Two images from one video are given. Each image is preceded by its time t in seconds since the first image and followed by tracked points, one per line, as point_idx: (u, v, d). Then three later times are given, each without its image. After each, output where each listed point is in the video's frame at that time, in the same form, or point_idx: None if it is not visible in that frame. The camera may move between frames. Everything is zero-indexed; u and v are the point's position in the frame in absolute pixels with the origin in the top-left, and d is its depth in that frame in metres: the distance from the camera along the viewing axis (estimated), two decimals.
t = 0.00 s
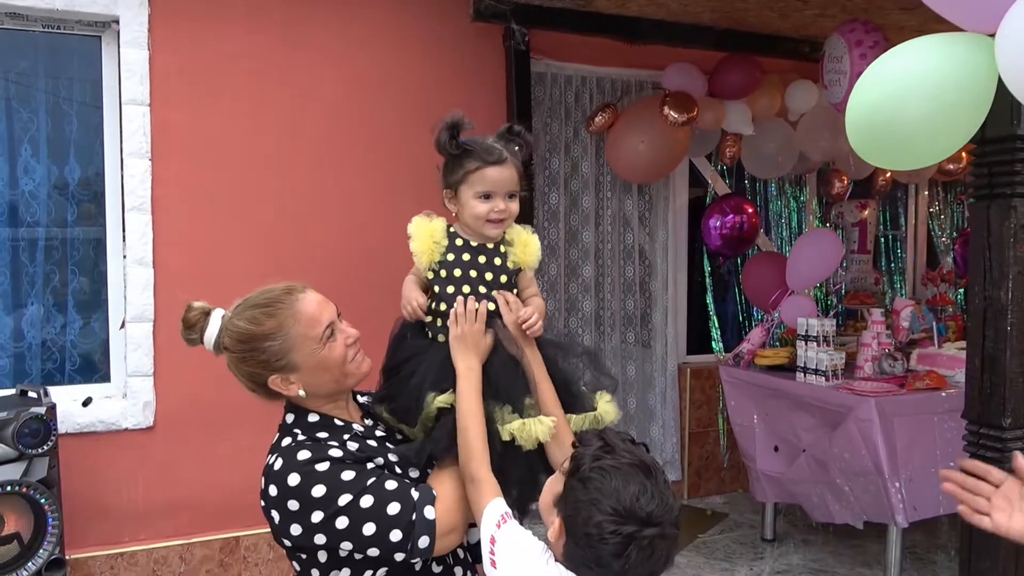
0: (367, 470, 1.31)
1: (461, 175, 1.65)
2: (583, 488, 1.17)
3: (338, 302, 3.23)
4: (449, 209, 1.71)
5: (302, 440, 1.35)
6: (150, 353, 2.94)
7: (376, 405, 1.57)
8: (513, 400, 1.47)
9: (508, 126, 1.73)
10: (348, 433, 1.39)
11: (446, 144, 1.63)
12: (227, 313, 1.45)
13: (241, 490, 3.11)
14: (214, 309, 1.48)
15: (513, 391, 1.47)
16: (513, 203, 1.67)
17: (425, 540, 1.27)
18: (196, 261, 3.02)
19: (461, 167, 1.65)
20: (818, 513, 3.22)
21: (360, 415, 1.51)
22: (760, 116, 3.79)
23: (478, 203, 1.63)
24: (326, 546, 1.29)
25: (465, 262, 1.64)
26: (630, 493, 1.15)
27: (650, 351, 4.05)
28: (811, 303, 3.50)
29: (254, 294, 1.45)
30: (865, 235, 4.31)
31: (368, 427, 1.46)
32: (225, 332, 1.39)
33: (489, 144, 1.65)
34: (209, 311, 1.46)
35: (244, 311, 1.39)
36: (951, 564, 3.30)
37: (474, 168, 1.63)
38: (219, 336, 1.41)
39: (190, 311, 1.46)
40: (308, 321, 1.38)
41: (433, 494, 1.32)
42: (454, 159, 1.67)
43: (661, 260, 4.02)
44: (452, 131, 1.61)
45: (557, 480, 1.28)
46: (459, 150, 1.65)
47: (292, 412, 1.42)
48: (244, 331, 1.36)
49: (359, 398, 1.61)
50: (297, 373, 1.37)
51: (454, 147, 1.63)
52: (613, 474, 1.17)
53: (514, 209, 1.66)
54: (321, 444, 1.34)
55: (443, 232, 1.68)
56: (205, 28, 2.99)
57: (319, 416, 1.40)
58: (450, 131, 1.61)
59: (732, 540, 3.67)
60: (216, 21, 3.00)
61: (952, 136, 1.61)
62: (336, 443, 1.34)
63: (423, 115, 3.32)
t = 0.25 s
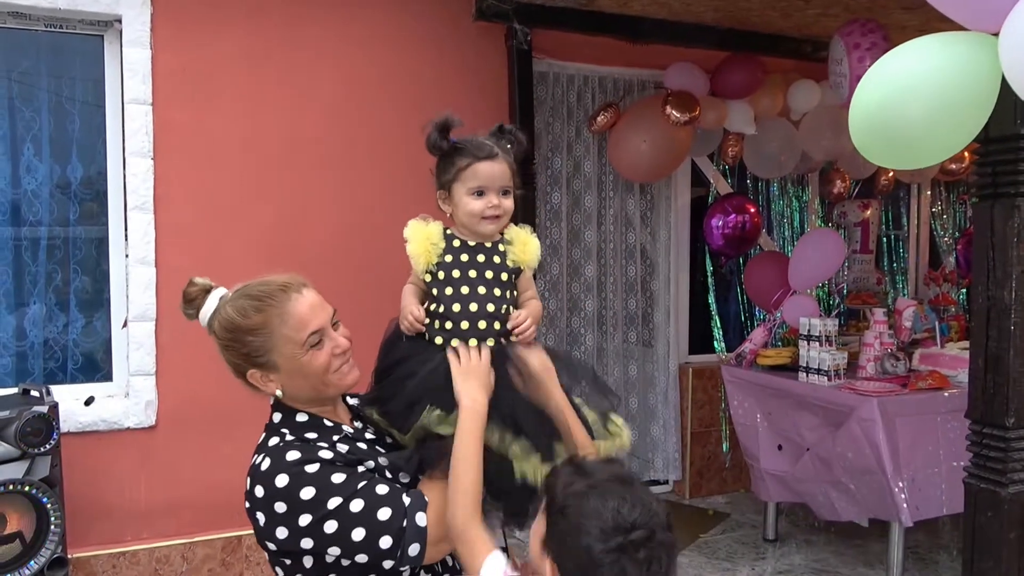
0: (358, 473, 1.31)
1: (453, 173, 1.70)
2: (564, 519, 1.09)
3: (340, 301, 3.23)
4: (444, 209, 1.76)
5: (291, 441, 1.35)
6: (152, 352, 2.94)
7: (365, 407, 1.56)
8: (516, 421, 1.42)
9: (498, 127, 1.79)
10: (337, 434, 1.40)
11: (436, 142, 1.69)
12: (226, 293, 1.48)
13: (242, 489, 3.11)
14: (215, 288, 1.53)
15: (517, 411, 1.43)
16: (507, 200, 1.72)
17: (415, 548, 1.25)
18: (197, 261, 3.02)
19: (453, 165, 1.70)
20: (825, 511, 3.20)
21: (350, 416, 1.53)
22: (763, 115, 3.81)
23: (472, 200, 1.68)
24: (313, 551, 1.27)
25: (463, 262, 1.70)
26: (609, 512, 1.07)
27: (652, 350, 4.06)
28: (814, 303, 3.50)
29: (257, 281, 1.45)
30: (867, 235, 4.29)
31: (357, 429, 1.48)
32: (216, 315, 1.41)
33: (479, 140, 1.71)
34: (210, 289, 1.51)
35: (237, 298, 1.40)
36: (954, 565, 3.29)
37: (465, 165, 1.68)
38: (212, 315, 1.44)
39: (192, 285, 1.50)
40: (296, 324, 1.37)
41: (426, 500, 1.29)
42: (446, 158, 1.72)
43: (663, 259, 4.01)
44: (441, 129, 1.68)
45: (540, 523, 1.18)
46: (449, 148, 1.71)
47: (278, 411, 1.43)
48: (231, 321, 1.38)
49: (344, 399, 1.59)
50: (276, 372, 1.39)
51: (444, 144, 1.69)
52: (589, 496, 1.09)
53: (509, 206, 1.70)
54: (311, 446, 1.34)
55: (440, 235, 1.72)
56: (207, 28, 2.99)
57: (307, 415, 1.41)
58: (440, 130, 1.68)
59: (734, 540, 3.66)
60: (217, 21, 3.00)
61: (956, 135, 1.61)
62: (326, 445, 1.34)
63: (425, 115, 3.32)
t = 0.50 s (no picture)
0: (348, 478, 1.31)
1: (455, 175, 1.70)
2: None
3: (341, 301, 3.23)
4: (446, 213, 1.76)
5: (280, 442, 1.35)
6: (154, 352, 2.94)
7: (359, 409, 1.59)
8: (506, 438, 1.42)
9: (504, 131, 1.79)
10: (328, 436, 1.41)
11: (440, 144, 1.70)
12: (216, 291, 1.48)
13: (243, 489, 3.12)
14: (205, 285, 1.52)
15: (513, 426, 1.43)
16: (509, 203, 1.71)
17: (404, 557, 1.26)
18: (198, 260, 3.02)
19: (455, 166, 1.70)
20: (827, 509, 3.19)
21: (342, 419, 1.53)
22: (765, 114, 3.80)
23: (473, 202, 1.67)
24: (299, 556, 1.28)
25: (461, 263, 1.69)
26: None
27: (653, 349, 4.07)
28: (815, 302, 3.50)
29: (249, 278, 1.45)
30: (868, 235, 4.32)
31: (349, 432, 1.48)
32: (208, 314, 1.41)
33: (483, 142, 1.70)
34: (200, 287, 1.51)
35: (229, 296, 1.40)
36: (955, 564, 3.29)
37: (466, 165, 1.67)
38: (202, 314, 1.43)
39: (183, 283, 1.50)
40: (291, 320, 1.37)
41: (416, 508, 1.31)
42: (449, 159, 1.72)
43: (664, 258, 4.02)
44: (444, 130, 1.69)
45: None
46: (452, 149, 1.71)
47: (270, 411, 1.43)
48: (225, 318, 1.37)
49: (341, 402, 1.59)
50: (271, 369, 1.38)
51: (446, 145, 1.70)
52: None
53: (510, 209, 1.69)
54: (300, 448, 1.33)
55: (441, 238, 1.74)
56: (208, 27, 2.99)
57: (299, 417, 1.41)
58: (443, 130, 1.69)
59: (735, 539, 3.67)
60: (219, 20, 3.01)
61: (958, 134, 1.61)
62: (315, 449, 1.35)
63: (426, 114, 3.32)
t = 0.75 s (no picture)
0: (342, 482, 1.32)
1: (463, 175, 1.66)
2: None
3: (342, 300, 3.23)
4: (453, 211, 1.73)
5: (274, 446, 1.37)
6: (155, 351, 2.95)
7: (357, 406, 1.60)
8: (496, 441, 1.42)
9: (517, 130, 1.74)
10: (323, 439, 1.42)
11: (449, 141, 1.66)
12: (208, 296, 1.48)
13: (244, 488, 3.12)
14: (193, 291, 1.53)
15: (505, 429, 1.42)
16: (516, 207, 1.67)
17: (399, 562, 1.26)
18: (199, 260, 3.02)
19: (463, 166, 1.66)
20: (829, 508, 3.19)
21: (339, 421, 1.54)
22: (766, 114, 3.80)
23: (479, 205, 1.64)
24: (294, 561, 1.29)
25: (465, 265, 1.67)
26: None
27: (653, 349, 4.07)
28: (816, 301, 3.50)
29: (240, 281, 1.46)
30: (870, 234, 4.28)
31: (346, 433, 1.50)
32: (201, 319, 1.41)
33: (493, 143, 1.64)
34: (188, 293, 1.51)
35: (223, 299, 1.40)
36: (956, 563, 3.29)
37: (475, 167, 1.63)
38: (196, 320, 1.43)
39: (171, 290, 1.51)
40: (287, 321, 1.38)
41: (411, 513, 1.31)
42: (457, 157, 1.67)
43: (664, 258, 4.03)
44: (453, 128, 1.65)
45: None
46: (461, 147, 1.66)
47: (265, 414, 1.44)
48: (220, 322, 1.38)
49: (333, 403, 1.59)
50: (269, 371, 1.39)
51: (455, 143, 1.66)
52: None
53: (516, 213, 1.65)
54: (294, 452, 1.35)
55: (448, 236, 1.72)
56: (209, 27, 2.99)
57: (293, 419, 1.42)
58: (452, 128, 1.64)
59: (736, 539, 3.67)
60: (220, 20, 3.01)
61: (960, 133, 1.61)
62: (310, 451, 1.37)
63: (427, 114, 3.32)
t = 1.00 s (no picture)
0: (339, 485, 1.34)
1: (469, 173, 1.65)
2: None
3: (344, 300, 3.23)
4: (456, 210, 1.72)
5: (273, 447, 1.38)
6: (157, 350, 2.95)
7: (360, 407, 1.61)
8: (492, 444, 1.41)
9: (525, 131, 1.74)
10: (323, 441, 1.43)
11: (457, 138, 1.66)
12: (217, 291, 1.48)
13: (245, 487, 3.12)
14: (205, 285, 1.53)
15: (501, 432, 1.42)
16: (521, 209, 1.66)
17: (393, 567, 1.27)
18: (200, 259, 3.02)
19: (470, 165, 1.65)
20: (831, 506, 3.19)
21: (341, 422, 1.56)
22: (766, 114, 3.80)
23: (485, 205, 1.63)
24: (290, 562, 1.31)
25: (466, 264, 1.66)
26: None
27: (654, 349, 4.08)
28: (817, 301, 3.50)
29: (250, 281, 1.46)
30: (870, 234, 4.33)
31: (347, 435, 1.51)
32: (206, 317, 1.42)
33: (501, 143, 1.64)
34: (200, 286, 1.51)
35: (229, 299, 1.41)
36: (957, 563, 3.29)
37: (482, 166, 1.62)
38: (202, 315, 1.44)
39: (182, 283, 1.51)
40: (289, 329, 1.38)
41: (407, 516, 1.32)
42: (465, 156, 1.67)
43: (665, 257, 4.03)
44: (462, 126, 1.64)
45: None
46: (470, 145, 1.66)
47: (267, 414, 1.45)
48: (223, 323, 1.39)
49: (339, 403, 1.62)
50: (268, 375, 1.40)
51: (463, 141, 1.66)
52: None
53: (521, 215, 1.65)
54: (293, 454, 1.36)
55: (449, 234, 1.71)
56: (210, 27, 3.00)
57: (294, 420, 1.43)
58: (463, 126, 1.64)
59: (737, 538, 3.67)
60: (221, 20, 3.01)
61: (960, 133, 1.61)
62: (308, 455, 1.37)
63: (427, 114, 3.33)
